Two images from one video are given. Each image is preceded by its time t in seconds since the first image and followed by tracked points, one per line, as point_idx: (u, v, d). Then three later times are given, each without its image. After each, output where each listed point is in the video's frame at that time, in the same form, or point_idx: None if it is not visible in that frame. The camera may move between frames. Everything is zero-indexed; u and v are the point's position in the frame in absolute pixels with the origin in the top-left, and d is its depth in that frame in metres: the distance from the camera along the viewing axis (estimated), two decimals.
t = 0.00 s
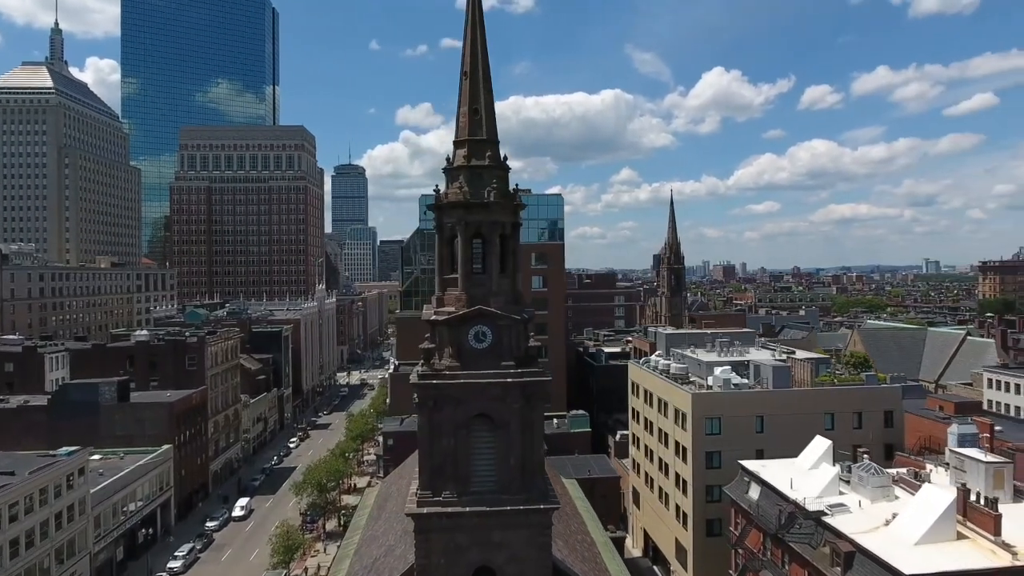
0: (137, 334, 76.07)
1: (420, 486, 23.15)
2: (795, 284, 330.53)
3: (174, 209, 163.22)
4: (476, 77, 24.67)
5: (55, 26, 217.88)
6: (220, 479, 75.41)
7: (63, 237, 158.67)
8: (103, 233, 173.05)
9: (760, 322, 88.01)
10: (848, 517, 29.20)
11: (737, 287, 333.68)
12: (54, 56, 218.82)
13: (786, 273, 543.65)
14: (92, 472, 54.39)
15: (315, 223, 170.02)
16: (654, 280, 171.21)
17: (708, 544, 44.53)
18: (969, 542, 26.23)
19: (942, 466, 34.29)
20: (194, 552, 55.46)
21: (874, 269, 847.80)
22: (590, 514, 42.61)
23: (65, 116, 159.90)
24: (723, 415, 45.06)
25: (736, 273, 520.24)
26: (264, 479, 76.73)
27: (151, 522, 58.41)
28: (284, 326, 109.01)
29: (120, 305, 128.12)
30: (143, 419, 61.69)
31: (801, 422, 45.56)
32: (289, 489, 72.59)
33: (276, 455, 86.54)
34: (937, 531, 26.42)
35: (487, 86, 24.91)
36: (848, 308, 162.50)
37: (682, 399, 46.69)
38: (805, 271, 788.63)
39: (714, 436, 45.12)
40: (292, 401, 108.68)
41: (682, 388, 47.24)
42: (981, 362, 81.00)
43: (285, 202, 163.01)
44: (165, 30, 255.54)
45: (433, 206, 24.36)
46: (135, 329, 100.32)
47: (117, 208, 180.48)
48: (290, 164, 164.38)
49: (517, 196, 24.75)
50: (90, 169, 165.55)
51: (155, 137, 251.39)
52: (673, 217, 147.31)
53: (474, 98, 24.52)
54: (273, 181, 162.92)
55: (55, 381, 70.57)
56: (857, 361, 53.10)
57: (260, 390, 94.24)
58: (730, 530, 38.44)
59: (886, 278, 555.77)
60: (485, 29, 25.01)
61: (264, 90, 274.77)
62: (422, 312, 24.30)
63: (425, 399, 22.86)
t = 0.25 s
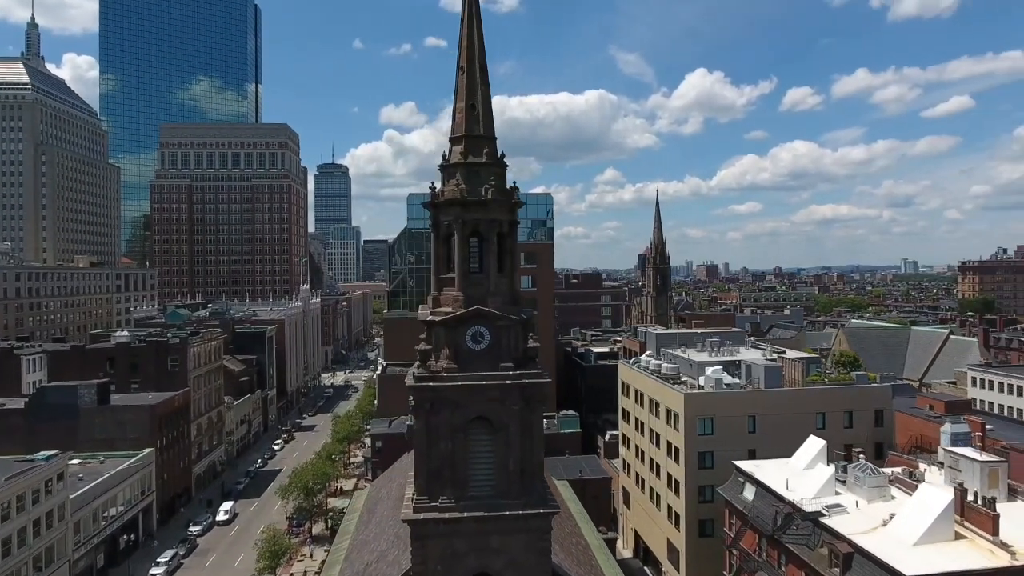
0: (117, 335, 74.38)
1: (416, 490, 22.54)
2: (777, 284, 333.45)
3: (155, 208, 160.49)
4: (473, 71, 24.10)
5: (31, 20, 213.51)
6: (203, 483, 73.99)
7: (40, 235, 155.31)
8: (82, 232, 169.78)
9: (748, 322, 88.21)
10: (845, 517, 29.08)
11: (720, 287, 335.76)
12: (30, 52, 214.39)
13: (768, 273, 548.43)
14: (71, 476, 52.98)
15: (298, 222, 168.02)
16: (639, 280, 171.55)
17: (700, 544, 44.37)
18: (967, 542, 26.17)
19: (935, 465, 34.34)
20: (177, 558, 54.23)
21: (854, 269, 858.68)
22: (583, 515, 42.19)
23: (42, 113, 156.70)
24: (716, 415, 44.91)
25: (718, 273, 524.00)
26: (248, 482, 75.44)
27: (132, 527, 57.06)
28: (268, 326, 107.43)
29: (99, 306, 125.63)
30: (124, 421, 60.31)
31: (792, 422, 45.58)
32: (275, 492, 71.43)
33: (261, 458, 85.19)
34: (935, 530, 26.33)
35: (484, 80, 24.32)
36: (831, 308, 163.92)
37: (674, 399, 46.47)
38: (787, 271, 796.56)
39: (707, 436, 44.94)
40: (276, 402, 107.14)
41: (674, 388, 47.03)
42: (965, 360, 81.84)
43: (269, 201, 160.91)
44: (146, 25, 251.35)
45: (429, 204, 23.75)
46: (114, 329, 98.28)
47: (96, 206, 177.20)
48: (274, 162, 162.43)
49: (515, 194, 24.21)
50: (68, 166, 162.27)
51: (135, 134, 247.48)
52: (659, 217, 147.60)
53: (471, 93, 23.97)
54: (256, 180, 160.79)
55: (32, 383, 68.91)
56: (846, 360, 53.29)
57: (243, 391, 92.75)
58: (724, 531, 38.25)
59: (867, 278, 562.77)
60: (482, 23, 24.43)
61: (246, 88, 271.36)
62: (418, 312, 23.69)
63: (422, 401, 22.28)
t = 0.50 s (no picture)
0: (98, 337, 72.79)
1: (414, 496, 21.96)
2: (761, 284, 335.67)
3: (136, 207, 157.83)
4: (471, 66, 23.53)
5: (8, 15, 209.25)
6: (186, 487, 72.64)
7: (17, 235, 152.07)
8: (61, 231, 166.56)
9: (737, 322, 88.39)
10: (844, 518, 28.92)
11: (705, 287, 337.55)
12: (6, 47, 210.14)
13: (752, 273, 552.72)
14: (50, 482, 51.61)
15: (283, 222, 166.18)
16: (626, 280, 171.90)
17: (694, 545, 44.14)
18: (966, 542, 26.09)
19: (930, 465, 34.35)
20: (161, 564, 53.00)
21: (836, 269, 868.43)
22: (577, 517, 41.75)
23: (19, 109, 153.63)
24: (709, 415, 44.73)
25: (703, 273, 527.20)
26: (234, 486, 74.19)
27: (115, 533, 55.75)
28: (253, 327, 105.92)
29: (79, 306, 123.29)
30: (106, 425, 58.98)
31: (785, 422, 45.50)
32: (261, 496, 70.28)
33: (246, 461, 83.88)
34: (935, 531, 26.19)
35: (482, 75, 23.75)
36: (816, 308, 165.17)
37: (668, 400, 46.23)
38: (770, 271, 803.68)
39: (700, 437, 44.74)
40: (261, 404, 105.69)
41: (667, 389, 46.78)
42: (949, 360, 82.63)
43: (253, 200, 158.93)
44: (126, 21, 247.47)
45: (427, 203, 23.16)
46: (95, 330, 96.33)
47: (76, 205, 173.96)
48: (258, 161, 160.57)
49: (513, 192, 23.69)
50: (46, 164, 159.07)
51: (116, 132, 243.71)
52: (646, 217, 147.84)
53: (469, 89, 23.43)
54: (240, 178, 158.72)
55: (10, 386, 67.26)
56: (836, 359, 53.43)
57: (228, 393, 91.32)
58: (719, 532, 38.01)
59: (849, 278, 569.21)
60: (480, 17, 23.87)
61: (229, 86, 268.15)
62: (414, 313, 23.08)
63: (420, 405, 21.70)
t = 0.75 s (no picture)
0: (80, 338, 71.33)
1: (412, 501, 21.37)
2: (747, 284, 337.58)
3: (118, 206, 155.34)
4: (470, 61, 23.00)
5: None
6: (171, 491, 71.33)
7: None
8: (41, 231, 163.45)
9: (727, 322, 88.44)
10: (844, 520, 28.72)
11: (691, 288, 339.05)
12: None
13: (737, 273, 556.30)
14: (31, 487, 50.30)
15: (268, 221, 164.36)
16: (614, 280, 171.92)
17: (689, 547, 43.88)
18: (967, 542, 25.96)
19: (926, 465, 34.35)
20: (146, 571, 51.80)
21: (819, 269, 877.13)
22: (572, 519, 41.27)
23: None
24: (704, 416, 44.51)
25: (689, 274, 529.76)
26: (220, 489, 72.97)
27: (98, 539, 54.48)
28: (238, 328, 104.51)
29: (59, 307, 120.99)
30: (89, 428, 57.71)
31: (779, 422, 45.39)
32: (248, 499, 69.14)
33: (232, 464, 82.61)
34: (937, 532, 26.03)
35: (481, 71, 23.22)
36: (802, 308, 166.30)
37: (662, 400, 45.96)
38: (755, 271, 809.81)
39: (695, 438, 44.50)
40: (247, 406, 104.26)
41: (661, 389, 46.52)
42: (936, 359, 83.34)
43: (238, 199, 156.99)
44: (108, 17, 244.11)
45: (425, 201, 22.59)
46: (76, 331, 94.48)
47: (56, 204, 170.87)
48: (243, 160, 158.80)
49: (514, 190, 23.15)
50: (25, 162, 156.04)
51: (97, 130, 240.11)
52: (634, 218, 148.03)
53: (469, 84, 22.91)
54: (224, 177, 156.59)
55: None
56: (828, 359, 53.48)
57: (213, 395, 89.96)
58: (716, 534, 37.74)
59: (832, 278, 574.88)
60: (479, 11, 23.37)
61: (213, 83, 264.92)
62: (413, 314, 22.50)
63: (419, 408, 21.12)
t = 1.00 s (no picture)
0: (62, 339, 69.76)
1: (412, 508, 20.78)
2: (733, 284, 339.43)
3: (100, 205, 152.64)
4: (471, 55, 22.44)
5: None
6: (156, 495, 69.96)
7: None
8: (20, 230, 160.18)
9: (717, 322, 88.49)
10: (845, 522, 28.52)
11: (678, 288, 340.25)
12: None
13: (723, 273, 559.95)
14: (12, 492, 48.92)
15: (254, 220, 162.53)
16: (602, 280, 172.04)
17: (684, 548, 43.60)
18: (969, 543, 25.86)
19: (923, 466, 34.31)
20: None
21: (803, 269, 885.11)
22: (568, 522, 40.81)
23: None
24: (699, 417, 44.27)
25: (675, 274, 532.17)
26: (206, 493, 71.68)
27: (81, 545, 53.18)
28: (224, 328, 103.00)
29: (40, 308, 118.67)
30: (72, 431, 56.40)
31: (774, 422, 45.28)
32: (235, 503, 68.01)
33: (218, 466, 81.30)
34: (939, 533, 25.88)
35: (482, 65, 22.67)
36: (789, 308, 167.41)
37: (657, 401, 45.67)
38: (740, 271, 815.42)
39: (690, 439, 44.24)
40: (233, 408, 102.79)
41: (656, 390, 46.23)
42: (923, 358, 83.96)
43: (223, 198, 154.98)
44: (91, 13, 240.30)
45: (424, 199, 22.01)
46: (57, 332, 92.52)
47: (36, 203, 167.63)
48: (229, 158, 156.98)
49: (516, 187, 22.63)
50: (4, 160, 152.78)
51: (79, 127, 236.33)
52: (623, 218, 148.10)
53: (470, 79, 22.34)
54: (209, 176, 154.52)
55: None
56: (821, 359, 53.51)
57: (198, 397, 88.52)
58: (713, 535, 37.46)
59: (816, 278, 580.24)
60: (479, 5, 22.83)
61: (197, 81, 261.80)
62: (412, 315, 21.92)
63: (420, 412, 20.53)
